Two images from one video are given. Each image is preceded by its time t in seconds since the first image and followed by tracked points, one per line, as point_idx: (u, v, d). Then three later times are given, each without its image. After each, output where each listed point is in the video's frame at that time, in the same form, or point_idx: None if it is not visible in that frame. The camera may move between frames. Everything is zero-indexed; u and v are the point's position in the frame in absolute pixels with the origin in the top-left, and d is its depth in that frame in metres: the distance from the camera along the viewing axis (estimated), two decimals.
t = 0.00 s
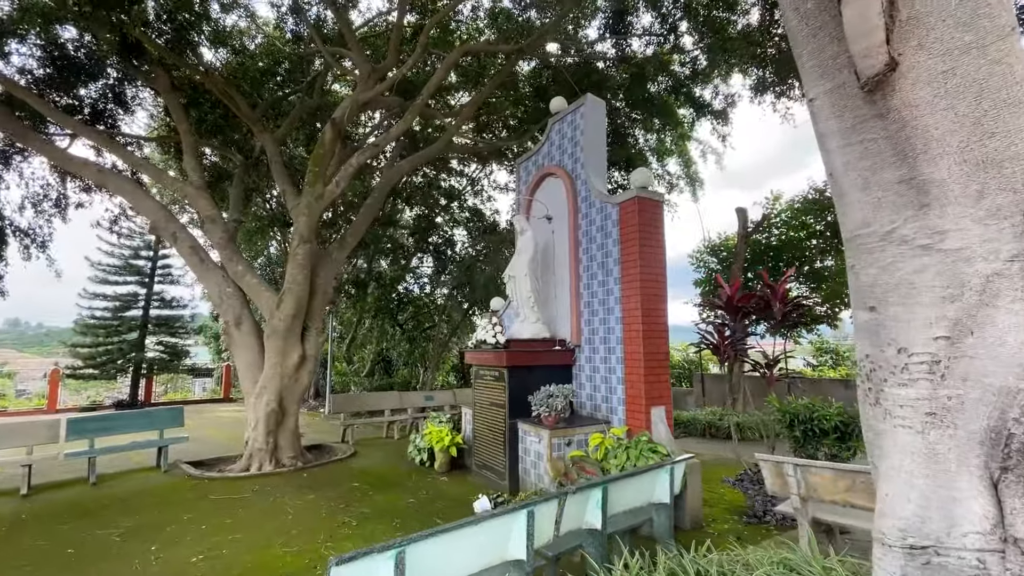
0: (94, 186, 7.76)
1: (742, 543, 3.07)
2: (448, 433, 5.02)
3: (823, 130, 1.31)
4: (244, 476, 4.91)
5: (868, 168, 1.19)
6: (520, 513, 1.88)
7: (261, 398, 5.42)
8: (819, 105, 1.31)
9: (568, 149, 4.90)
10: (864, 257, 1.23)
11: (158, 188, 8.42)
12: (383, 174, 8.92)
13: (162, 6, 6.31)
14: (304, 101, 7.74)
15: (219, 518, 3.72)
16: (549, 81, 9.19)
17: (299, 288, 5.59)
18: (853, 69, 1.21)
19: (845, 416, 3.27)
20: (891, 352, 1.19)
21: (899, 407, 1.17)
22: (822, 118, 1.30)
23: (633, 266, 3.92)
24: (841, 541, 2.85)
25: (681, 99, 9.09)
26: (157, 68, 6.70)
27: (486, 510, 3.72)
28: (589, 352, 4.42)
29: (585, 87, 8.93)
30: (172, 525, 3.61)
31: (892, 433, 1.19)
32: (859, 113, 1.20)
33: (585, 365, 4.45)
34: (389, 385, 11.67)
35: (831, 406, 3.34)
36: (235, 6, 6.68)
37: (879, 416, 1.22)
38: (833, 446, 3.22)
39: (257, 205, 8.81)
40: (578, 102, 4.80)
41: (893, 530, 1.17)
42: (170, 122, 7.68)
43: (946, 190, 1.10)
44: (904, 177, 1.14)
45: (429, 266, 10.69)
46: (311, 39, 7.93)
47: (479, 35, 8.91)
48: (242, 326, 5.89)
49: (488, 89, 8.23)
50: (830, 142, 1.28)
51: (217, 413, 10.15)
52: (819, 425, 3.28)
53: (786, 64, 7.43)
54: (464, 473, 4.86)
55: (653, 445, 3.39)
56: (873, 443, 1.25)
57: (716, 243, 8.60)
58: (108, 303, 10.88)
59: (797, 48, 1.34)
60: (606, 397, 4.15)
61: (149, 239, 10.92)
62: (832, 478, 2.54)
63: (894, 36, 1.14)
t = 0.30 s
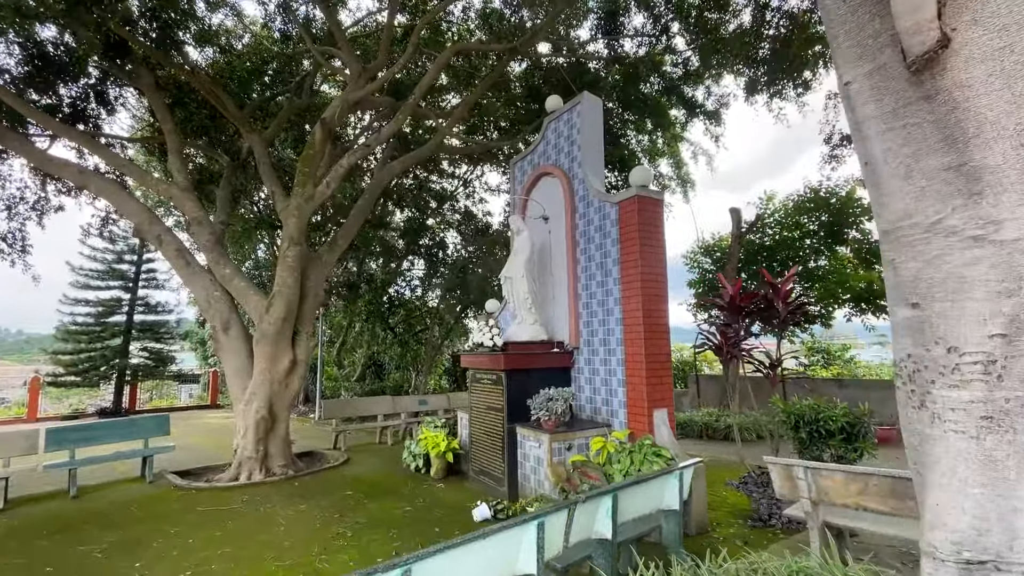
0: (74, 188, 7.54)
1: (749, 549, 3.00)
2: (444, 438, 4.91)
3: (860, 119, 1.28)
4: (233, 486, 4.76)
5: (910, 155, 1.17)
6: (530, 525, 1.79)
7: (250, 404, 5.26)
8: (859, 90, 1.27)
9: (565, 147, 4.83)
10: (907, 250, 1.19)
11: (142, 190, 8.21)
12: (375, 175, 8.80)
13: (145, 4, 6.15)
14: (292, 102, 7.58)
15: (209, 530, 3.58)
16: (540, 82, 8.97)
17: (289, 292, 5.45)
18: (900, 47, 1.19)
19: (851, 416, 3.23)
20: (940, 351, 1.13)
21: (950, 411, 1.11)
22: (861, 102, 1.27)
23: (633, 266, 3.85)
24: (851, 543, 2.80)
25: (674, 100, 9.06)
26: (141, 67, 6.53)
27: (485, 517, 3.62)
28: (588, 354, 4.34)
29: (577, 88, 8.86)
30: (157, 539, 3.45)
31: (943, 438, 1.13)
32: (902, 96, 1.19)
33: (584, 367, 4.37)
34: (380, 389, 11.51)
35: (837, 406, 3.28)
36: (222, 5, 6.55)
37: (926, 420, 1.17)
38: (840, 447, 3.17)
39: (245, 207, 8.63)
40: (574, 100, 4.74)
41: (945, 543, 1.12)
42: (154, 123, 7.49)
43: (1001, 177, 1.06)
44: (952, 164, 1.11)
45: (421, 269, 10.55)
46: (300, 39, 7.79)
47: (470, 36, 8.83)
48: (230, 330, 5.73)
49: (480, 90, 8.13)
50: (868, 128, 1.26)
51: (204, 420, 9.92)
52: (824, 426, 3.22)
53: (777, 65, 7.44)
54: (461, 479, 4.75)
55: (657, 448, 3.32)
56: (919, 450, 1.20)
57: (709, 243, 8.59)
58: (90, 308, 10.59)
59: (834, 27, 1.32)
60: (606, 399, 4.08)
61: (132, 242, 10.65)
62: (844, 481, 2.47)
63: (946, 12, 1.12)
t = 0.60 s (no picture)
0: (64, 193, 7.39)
1: (765, 558, 2.93)
2: (446, 446, 4.81)
3: (911, 103, 1.35)
4: (230, 497, 4.64)
5: (968, 142, 1.23)
6: (550, 538, 1.70)
7: (246, 413, 5.13)
8: (912, 74, 1.33)
9: (567, 149, 4.77)
10: (964, 242, 1.24)
11: (134, 195, 8.07)
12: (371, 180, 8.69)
13: (138, 6, 6.05)
14: (287, 105, 7.47)
15: (205, 544, 3.46)
16: (537, 86, 8.88)
17: (286, 297, 5.34)
18: (959, 31, 1.25)
19: (863, 419, 3.17)
20: (1003, 353, 1.17)
21: (1016, 417, 1.15)
22: (911, 89, 1.34)
23: (640, 268, 3.79)
24: (869, 549, 2.74)
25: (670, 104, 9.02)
26: (133, 70, 6.43)
27: (491, 528, 3.52)
28: (593, 358, 4.27)
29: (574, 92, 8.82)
30: (151, 554, 3.33)
31: (1012, 446, 1.16)
32: (961, 80, 1.25)
33: (589, 372, 4.30)
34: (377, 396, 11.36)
35: (849, 409, 3.23)
36: (216, 8, 6.48)
37: (988, 426, 1.20)
38: (854, 451, 3.10)
39: (238, 212, 8.50)
40: (576, 101, 4.69)
41: (1015, 560, 1.16)
42: (146, 127, 7.37)
43: None
44: (1015, 152, 1.17)
45: (417, 274, 10.44)
46: (295, 42, 7.71)
47: (467, 39, 8.80)
48: (225, 337, 5.61)
49: (477, 93, 8.06)
50: (921, 114, 1.32)
51: (197, 429, 9.74)
52: (838, 429, 3.15)
53: (774, 69, 7.43)
54: (464, 487, 4.65)
55: (668, 455, 3.24)
56: (981, 456, 1.22)
57: (709, 246, 8.56)
58: (80, 316, 10.39)
59: (885, 8, 1.39)
60: (613, 405, 4.01)
61: (124, 248, 10.48)
62: (864, 487, 2.40)
63: None
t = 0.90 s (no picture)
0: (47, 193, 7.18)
1: (776, 563, 2.89)
2: (444, 451, 4.69)
3: (972, 84, 1.29)
4: (221, 505, 4.49)
5: None
6: (568, 551, 1.61)
7: (238, 418, 4.98)
8: (970, 54, 1.29)
9: (566, 148, 4.70)
10: None
11: (119, 195, 7.86)
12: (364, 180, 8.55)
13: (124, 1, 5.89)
14: (278, 104, 7.32)
15: (196, 556, 3.33)
16: (531, 86, 8.80)
17: (278, 299, 5.21)
18: None
19: (872, 420, 3.13)
20: None
21: None
22: (972, 68, 1.30)
23: (644, 267, 3.72)
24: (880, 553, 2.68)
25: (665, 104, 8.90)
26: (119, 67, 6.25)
27: (494, 535, 3.42)
28: (595, 359, 4.19)
29: (569, 92, 8.76)
30: (140, 567, 3.19)
31: None
32: None
33: (591, 374, 4.22)
34: (369, 399, 11.20)
35: (859, 410, 3.18)
36: (205, 5, 6.34)
37: None
38: (864, 452, 3.06)
39: (226, 213, 8.31)
40: (576, 99, 4.62)
41: None
42: (132, 126, 7.18)
43: None
44: None
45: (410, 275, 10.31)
46: (286, 40, 7.57)
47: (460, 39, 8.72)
48: (215, 340, 5.47)
49: (471, 93, 7.96)
50: (983, 96, 1.27)
51: (185, 434, 9.51)
52: (848, 431, 3.11)
53: (768, 69, 7.41)
54: (463, 493, 4.54)
55: (676, 458, 3.17)
56: None
57: (704, 247, 8.54)
58: (62, 319, 10.11)
59: None
60: (616, 407, 3.93)
61: (108, 250, 10.22)
62: (881, 491, 2.35)
63: None
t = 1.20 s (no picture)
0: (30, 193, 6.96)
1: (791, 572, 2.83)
2: (444, 458, 4.58)
3: None
4: (213, 517, 4.33)
5: None
6: (597, 570, 1.51)
7: (230, 426, 4.82)
8: None
9: (569, 148, 4.62)
10: None
11: (105, 196, 7.65)
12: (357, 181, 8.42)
13: None
14: (270, 103, 7.17)
15: (188, 572, 3.18)
16: (527, 87, 8.74)
17: (272, 302, 5.06)
18: None
19: (886, 425, 3.07)
20: None
21: None
22: None
23: (652, 269, 3.65)
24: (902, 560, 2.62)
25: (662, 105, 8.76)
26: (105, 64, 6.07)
27: (499, 546, 3.31)
28: (600, 363, 4.11)
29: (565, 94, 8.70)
30: None
31: None
32: None
33: (595, 379, 4.13)
34: (362, 404, 11.04)
35: (873, 415, 3.12)
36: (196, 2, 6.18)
37: None
38: (878, 458, 3.00)
39: (216, 215, 8.12)
40: (578, 99, 4.55)
41: None
42: (119, 125, 6.99)
43: None
44: None
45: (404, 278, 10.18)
46: (279, 39, 7.42)
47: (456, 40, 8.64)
48: (206, 345, 5.31)
49: (467, 93, 7.85)
50: None
51: (172, 440, 9.28)
52: (861, 436, 3.05)
53: (763, 72, 7.40)
54: (464, 501, 4.43)
55: (687, 465, 3.09)
56: None
57: (701, 250, 8.52)
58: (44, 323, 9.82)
59: None
60: (622, 413, 3.85)
61: (92, 252, 9.96)
62: (905, 499, 2.28)
63: None
